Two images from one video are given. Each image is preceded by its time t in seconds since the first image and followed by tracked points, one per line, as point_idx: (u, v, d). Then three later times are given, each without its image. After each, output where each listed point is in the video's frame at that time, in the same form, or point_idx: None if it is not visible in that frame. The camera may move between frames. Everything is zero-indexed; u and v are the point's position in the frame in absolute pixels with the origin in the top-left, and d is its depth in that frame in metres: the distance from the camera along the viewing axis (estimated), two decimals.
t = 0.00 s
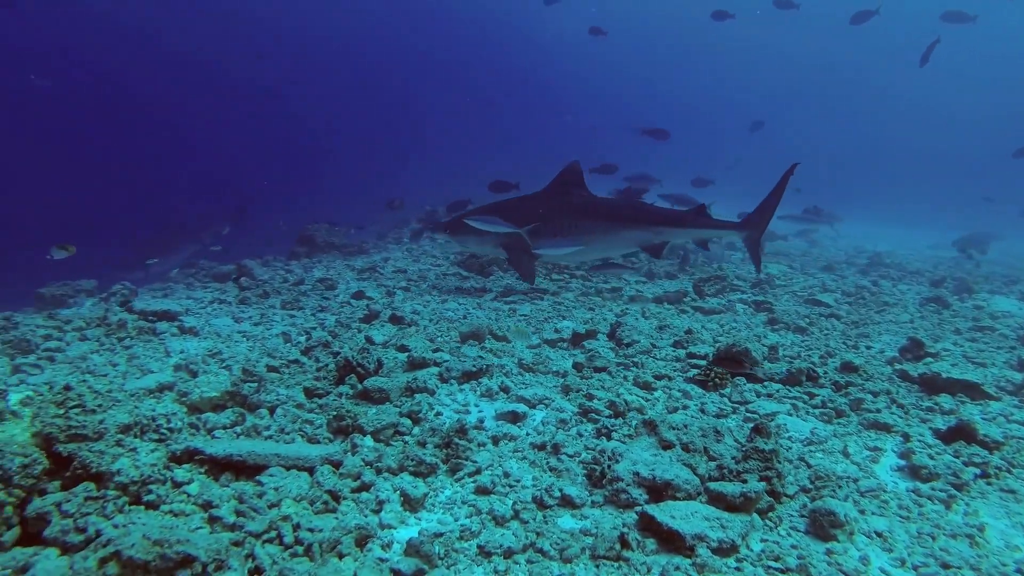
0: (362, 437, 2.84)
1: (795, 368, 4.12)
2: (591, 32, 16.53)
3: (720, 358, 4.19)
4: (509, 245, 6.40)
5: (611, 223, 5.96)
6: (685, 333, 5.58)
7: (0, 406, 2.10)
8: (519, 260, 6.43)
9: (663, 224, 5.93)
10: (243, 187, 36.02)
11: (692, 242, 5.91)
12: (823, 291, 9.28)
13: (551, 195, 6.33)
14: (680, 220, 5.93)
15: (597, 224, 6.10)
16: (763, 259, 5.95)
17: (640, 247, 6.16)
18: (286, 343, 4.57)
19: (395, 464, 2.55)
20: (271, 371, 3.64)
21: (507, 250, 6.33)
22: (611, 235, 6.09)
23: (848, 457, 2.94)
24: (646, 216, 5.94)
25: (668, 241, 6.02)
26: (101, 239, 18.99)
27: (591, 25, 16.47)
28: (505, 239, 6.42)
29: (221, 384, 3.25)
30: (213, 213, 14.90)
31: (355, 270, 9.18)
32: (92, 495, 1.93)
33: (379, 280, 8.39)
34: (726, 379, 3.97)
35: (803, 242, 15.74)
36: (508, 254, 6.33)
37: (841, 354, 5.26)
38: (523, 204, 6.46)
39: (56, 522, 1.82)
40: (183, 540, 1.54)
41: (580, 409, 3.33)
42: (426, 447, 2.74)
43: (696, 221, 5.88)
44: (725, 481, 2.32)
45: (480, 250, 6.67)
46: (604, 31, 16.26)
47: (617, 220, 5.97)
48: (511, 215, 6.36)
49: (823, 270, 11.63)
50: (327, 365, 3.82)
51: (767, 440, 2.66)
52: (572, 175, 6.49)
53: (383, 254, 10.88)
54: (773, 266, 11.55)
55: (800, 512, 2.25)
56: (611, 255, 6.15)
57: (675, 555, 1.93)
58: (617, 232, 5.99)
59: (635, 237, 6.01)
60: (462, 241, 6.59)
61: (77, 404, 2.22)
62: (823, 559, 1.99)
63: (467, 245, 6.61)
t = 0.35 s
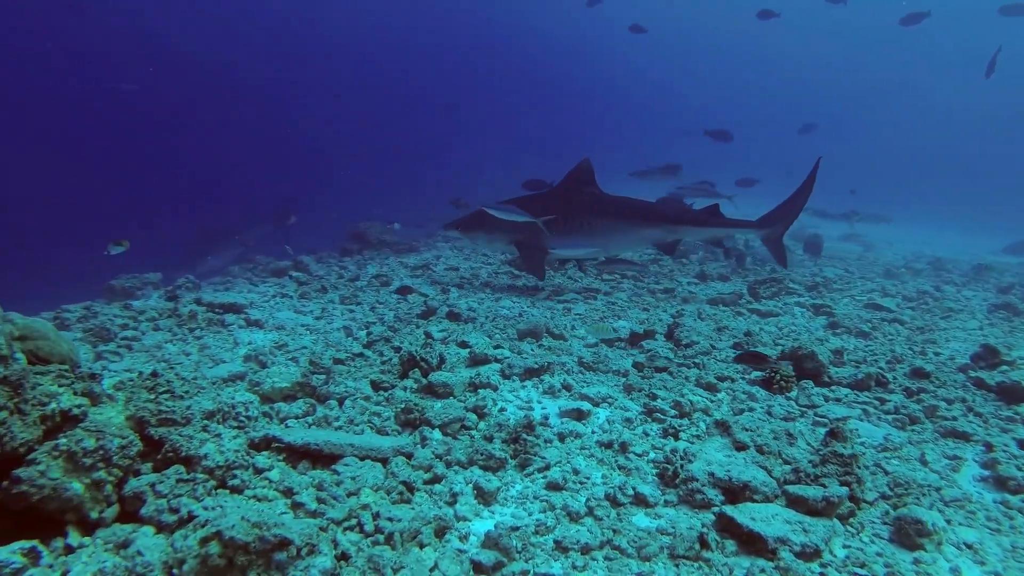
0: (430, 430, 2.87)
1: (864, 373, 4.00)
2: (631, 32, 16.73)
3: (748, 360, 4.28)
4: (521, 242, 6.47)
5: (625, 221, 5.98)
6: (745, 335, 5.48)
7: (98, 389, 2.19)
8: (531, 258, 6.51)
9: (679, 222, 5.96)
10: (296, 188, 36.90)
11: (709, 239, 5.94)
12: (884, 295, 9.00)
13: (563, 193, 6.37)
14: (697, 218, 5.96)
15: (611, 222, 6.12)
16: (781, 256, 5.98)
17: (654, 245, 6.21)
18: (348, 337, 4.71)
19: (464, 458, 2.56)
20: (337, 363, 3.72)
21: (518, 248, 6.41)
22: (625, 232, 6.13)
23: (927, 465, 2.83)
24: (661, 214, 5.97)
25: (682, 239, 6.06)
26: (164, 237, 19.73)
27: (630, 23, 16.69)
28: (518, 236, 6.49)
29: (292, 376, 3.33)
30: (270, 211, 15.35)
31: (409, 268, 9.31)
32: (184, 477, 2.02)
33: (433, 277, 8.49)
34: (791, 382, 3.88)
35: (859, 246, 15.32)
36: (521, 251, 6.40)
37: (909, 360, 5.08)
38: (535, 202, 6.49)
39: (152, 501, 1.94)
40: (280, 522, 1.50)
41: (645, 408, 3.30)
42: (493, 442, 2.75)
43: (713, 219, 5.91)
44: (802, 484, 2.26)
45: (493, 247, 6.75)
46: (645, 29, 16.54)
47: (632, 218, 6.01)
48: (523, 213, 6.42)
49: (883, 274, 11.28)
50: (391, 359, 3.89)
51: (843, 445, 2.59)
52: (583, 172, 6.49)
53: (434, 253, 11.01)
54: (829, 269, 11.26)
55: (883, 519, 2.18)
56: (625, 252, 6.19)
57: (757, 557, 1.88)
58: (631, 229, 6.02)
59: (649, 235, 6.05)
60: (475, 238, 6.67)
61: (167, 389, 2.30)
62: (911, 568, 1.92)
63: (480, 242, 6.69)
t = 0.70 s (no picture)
0: (500, 425, 2.87)
1: (942, 380, 3.84)
2: (670, 28, 16.63)
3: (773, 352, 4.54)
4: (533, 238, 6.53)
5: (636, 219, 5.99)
6: (809, 338, 5.33)
7: (186, 376, 2.26)
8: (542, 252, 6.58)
9: (689, 221, 5.97)
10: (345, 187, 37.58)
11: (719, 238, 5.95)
12: (951, 300, 8.65)
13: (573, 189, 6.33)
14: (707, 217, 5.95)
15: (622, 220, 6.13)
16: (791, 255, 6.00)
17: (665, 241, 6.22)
18: (409, 332, 4.78)
19: (535, 455, 2.55)
20: (402, 357, 3.76)
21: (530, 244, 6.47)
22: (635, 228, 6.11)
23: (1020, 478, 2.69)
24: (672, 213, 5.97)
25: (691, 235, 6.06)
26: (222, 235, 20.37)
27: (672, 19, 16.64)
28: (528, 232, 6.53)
29: (360, 368, 3.38)
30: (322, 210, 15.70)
31: (461, 265, 9.38)
32: (269, 464, 2.07)
33: (486, 274, 8.52)
34: (864, 387, 3.74)
35: (920, 250, 14.81)
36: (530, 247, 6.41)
37: (986, 367, 4.87)
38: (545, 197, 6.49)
39: (239, 487, 1.99)
40: (375, 511, 1.49)
41: (714, 410, 3.22)
42: (564, 439, 2.73)
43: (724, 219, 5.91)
44: (891, 492, 2.18)
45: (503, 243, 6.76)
46: (686, 24, 16.46)
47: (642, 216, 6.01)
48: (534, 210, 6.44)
49: (948, 279, 10.87)
50: (455, 354, 3.91)
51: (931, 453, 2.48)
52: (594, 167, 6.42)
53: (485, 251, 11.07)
54: (891, 273, 10.90)
55: (981, 532, 2.07)
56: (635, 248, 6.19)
57: (850, 565, 1.81)
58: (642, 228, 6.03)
59: (660, 232, 6.07)
60: (485, 235, 6.68)
61: (251, 376, 2.35)
62: None
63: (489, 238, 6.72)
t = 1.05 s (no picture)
0: (566, 422, 2.87)
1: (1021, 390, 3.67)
2: (711, 22, 16.32)
3: (799, 344, 4.63)
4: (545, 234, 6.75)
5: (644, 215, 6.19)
6: (873, 343, 5.17)
7: (265, 363, 2.31)
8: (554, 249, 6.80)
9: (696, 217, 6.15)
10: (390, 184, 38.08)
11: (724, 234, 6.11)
12: (1019, 308, 8.31)
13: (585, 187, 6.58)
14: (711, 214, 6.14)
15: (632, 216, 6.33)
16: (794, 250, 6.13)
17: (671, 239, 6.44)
18: (465, 327, 4.81)
19: (604, 452, 2.53)
20: (463, 351, 3.80)
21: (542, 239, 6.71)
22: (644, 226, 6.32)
23: None
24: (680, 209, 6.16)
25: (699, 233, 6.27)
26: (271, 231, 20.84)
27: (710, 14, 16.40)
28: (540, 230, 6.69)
29: (423, 361, 3.42)
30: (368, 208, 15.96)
31: (510, 261, 9.40)
32: (347, 452, 2.10)
33: (536, 271, 8.52)
34: (937, 396, 3.62)
35: (980, 256, 14.30)
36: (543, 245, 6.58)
37: None
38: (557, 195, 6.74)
39: (319, 474, 2.03)
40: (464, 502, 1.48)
41: (781, 412, 3.13)
42: (631, 438, 2.69)
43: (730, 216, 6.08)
44: (982, 505, 2.10)
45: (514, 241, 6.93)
46: (725, 19, 16.21)
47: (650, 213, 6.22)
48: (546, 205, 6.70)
49: (1013, 286, 10.45)
50: (515, 349, 3.93)
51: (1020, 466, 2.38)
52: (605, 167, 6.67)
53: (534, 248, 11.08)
54: (951, 278, 10.53)
55: None
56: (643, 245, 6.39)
57: None
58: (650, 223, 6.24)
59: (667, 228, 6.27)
60: (497, 231, 6.92)
61: (327, 365, 2.39)
62: None
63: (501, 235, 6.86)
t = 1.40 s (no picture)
0: (625, 420, 2.85)
1: None
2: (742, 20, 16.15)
3: (811, 343, 4.80)
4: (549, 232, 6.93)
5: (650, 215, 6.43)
6: (931, 351, 5.04)
7: (333, 352, 2.35)
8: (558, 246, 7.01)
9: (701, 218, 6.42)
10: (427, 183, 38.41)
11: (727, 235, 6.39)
12: None
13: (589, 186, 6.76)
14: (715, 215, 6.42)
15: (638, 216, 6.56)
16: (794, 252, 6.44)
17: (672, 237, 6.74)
18: (514, 324, 4.83)
19: (665, 452, 2.51)
20: (517, 348, 3.82)
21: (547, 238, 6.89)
22: (647, 224, 6.64)
23: None
24: (685, 210, 6.43)
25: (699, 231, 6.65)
26: (313, 228, 21.22)
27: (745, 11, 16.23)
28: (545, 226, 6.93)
29: (479, 356, 3.44)
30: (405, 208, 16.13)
31: (553, 260, 9.39)
32: (416, 443, 2.12)
33: (579, 270, 8.51)
34: (1006, 407, 3.50)
35: None
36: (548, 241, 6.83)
37: None
38: (561, 194, 6.89)
39: (388, 463, 2.05)
40: (546, 496, 1.48)
41: (844, 418, 3.02)
42: (692, 438, 2.65)
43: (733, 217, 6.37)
44: None
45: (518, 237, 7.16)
46: (760, 18, 16.03)
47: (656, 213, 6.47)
48: (550, 204, 6.86)
49: None
50: (568, 346, 3.94)
51: None
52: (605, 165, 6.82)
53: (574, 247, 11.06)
54: (1006, 287, 10.20)
55: None
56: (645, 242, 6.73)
57: None
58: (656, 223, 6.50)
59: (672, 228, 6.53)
60: (503, 230, 7.07)
61: (395, 356, 2.42)
62: None
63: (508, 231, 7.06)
